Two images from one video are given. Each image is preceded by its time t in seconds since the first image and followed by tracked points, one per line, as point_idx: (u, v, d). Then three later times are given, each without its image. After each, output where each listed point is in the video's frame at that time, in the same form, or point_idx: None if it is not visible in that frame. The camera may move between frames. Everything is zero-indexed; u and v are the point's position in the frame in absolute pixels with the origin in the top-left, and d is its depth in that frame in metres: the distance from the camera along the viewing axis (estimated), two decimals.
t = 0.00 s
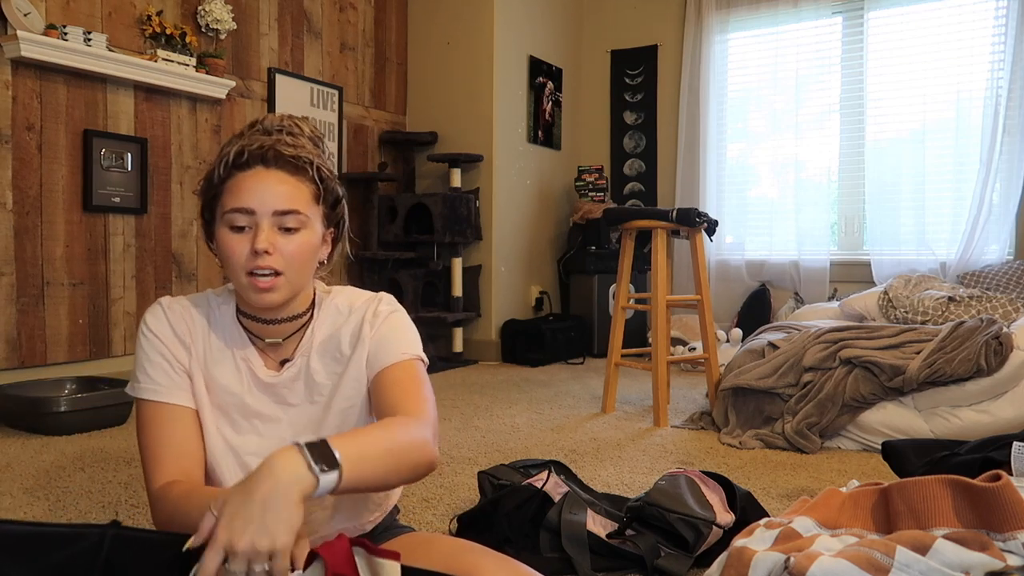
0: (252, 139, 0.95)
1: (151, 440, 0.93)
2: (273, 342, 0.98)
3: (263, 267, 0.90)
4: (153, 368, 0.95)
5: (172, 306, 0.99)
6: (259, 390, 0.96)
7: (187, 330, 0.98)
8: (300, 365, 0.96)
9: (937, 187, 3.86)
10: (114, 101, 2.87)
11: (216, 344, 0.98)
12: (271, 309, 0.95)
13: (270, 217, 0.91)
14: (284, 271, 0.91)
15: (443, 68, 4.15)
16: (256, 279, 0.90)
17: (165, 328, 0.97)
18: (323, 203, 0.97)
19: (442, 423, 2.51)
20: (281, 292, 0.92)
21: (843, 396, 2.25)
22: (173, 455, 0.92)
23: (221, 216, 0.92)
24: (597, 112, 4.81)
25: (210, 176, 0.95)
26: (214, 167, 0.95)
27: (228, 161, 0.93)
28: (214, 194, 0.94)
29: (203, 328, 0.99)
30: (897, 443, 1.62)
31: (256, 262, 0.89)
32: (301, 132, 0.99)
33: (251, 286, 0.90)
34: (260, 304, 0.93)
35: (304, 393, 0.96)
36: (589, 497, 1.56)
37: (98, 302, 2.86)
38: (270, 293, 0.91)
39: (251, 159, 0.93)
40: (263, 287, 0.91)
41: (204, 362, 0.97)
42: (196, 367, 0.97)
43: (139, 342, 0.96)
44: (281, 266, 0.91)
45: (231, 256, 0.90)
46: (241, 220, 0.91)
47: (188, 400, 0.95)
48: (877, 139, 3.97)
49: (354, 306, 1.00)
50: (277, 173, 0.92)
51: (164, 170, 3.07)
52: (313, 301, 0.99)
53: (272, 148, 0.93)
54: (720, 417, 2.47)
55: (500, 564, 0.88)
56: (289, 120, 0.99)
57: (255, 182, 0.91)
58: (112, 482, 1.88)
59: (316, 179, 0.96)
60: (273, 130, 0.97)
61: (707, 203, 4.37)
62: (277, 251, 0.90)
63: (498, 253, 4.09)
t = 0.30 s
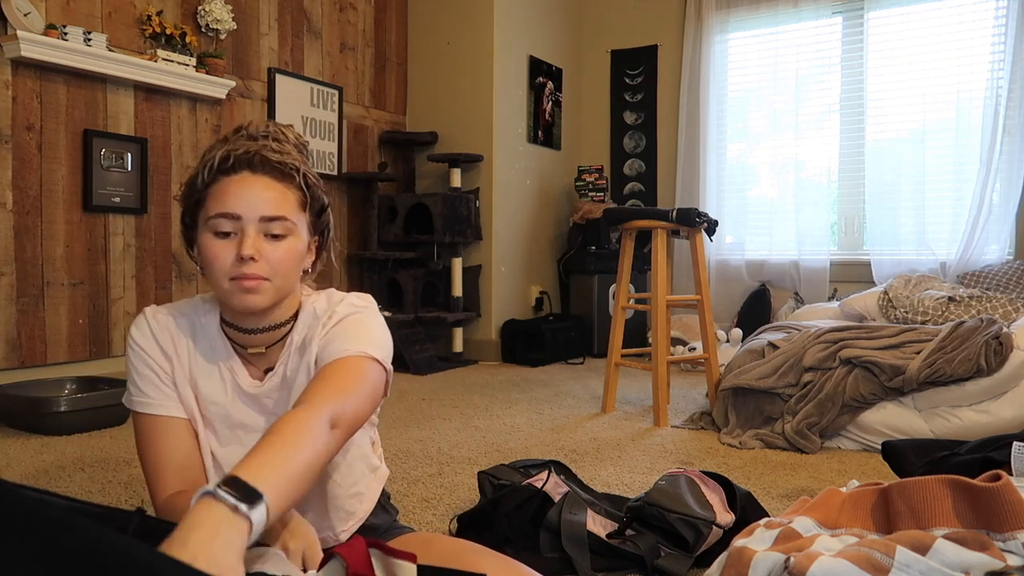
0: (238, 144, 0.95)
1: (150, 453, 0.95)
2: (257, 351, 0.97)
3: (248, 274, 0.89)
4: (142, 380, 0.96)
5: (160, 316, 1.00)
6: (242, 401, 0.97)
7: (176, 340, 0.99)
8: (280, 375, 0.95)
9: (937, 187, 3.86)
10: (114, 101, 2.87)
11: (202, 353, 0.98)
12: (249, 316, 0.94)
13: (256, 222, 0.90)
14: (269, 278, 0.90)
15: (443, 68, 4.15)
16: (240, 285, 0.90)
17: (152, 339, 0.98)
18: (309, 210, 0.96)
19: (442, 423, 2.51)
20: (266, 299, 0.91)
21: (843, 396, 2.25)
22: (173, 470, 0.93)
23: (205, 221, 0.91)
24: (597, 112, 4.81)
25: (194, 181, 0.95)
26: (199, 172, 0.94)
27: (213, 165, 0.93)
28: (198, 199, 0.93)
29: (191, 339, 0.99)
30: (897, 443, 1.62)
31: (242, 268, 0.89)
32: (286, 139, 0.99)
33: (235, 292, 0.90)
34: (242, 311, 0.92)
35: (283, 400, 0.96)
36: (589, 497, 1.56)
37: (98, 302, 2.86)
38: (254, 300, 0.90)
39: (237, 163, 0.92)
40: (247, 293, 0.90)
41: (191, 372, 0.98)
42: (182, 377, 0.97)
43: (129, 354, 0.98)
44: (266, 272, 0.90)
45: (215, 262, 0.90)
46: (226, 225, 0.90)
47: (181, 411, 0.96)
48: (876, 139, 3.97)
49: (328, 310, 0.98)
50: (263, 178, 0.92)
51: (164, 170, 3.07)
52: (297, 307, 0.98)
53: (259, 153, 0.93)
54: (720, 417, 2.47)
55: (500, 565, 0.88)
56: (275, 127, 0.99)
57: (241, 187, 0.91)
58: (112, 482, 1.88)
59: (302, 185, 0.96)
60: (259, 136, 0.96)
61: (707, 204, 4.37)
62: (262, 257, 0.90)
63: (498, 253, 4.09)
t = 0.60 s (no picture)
0: (219, 148, 0.94)
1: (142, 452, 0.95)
2: (249, 356, 0.97)
3: (233, 282, 0.89)
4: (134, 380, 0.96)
5: (154, 319, 1.00)
6: (235, 404, 0.96)
7: (168, 343, 0.98)
8: (275, 380, 0.95)
9: (937, 187, 3.86)
10: (114, 101, 2.87)
11: (196, 357, 0.98)
12: (240, 324, 0.94)
13: (239, 230, 0.89)
14: (256, 284, 0.90)
15: (443, 68, 4.16)
16: (227, 293, 0.89)
17: (146, 340, 0.98)
18: (295, 213, 0.96)
19: (442, 423, 2.51)
20: (252, 306, 0.91)
21: (843, 396, 2.25)
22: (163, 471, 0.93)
23: (189, 231, 0.90)
24: (597, 112, 4.81)
25: (176, 189, 0.94)
26: (180, 180, 0.94)
27: (194, 173, 0.92)
28: (180, 208, 0.93)
29: (185, 342, 0.98)
30: (897, 443, 1.62)
31: (227, 276, 0.88)
32: (269, 139, 0.98)
33: (222, 301, 0.89)
34: (231, 318, 0.92)
35: (277, 405, 0.95)
36: (589, 497, 1.56)
37: (98, 302, 2.87)
38: (242, 306, 0.90)
39: (218, 170, 0.92)
40: (235, 301, 0.90)
41: (184, 375, 0.97)
42: (174, 379, 0.97)
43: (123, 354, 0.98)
44: (253, 279, 0.90)
45: (201, 271, 0.89)
46: (210, 234, 0.89)
47: (173, 411, 0.95)
48: (876, 139, 3.97)
49: (328, 318, 0.98)
50: (245, 183, 0.91)
51: (165, 170, 3.07)
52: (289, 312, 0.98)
53: (240, 158, 0.92)
54: (720, 417, 2.47)
55: (502, 568, 0.87)
56: (257, 127, 0.98)
57: (222, 195, 0.90)
58: (112, 482, 1.88)
59: (286, 187, 0.95)
60: (240, 138, 0.95)
61: (706, 203, 4.37)
62: (247, 265, 0.89)
63: (498, 252, 4.09)
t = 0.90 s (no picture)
0: (245, 138, 0.93)
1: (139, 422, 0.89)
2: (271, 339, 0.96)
3: (265, 265, 0.90)
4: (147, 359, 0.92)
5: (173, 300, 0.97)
6: (257, 386, 0.95)
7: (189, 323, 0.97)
8: (298, 361, 0.95)
9: (937, 187, 3.86)
10: (114, 101, 2.87)
11: (217, 337, 0.96)
12: (265, 304, 0.94)
13: (271, 216, 0.90)
14: (286, 267, 0.91)
15: (443, 68, 4.16)
16: (257, 277, 0.90)
17: (165, 320, 0.96)
18: (319, 200, 0.96)
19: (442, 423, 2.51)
20: (282, 288, 0.91)
21: (843, 396, 2.25)
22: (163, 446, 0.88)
23: (219, 216, 0.90)
24: (597, 112, 4.81)
25: (203, 175, 0.93)
26: (208, 165, 0.93)
27: (223, 160, 0.92)
28: (208, 193, 0.92)
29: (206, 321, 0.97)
30: (897, 443, 1.62)
31: (260, 260, 0.89)
32: (291, 128, 0.98)
33: (252, 284, 0.90)
34: (259, 299, 0.92)
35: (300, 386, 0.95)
36: (589, 497, 1.56)
37: (98, 302, 2.87)
38: (272, 287, 0.91)
39: (247, 158, 0.91)
40: (265, 283, 0.90)
41: (202, 356, 0.96)
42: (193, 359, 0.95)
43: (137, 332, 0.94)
44: (283, 262, 0.90)
45: (232, 255, 0.90)
46: (241, 219, 0.89)
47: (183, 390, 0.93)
48: (877, 139, 3.97)
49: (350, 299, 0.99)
50: (274, 172, 0.91)
51: (165, 170, 3.07)
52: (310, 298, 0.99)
53: (269, 147, 0.92)
54: (720, 417, 2.47)
55: (502, 565, 0.87)
56: (280, 116, 0.98)
57: (252, 181, 0.90)
58: (112, 482, 1.88)
59: (309, 176, 0.95)
60: (266, 127, 0.95)
61: (707, 203, 4.38)
62: (279, 250, 0.90)
63: (498, 253, 4.09)
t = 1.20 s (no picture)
0: (246, 149, 0.95)
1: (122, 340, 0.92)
2: (293, 313, 1.02)
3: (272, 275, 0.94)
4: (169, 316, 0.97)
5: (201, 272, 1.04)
6: (278, 354, 0.99)
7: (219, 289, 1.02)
8: (321, 336, 1.01)
9: (937, 186, 3.86)
10: (114, 101, 2.87)
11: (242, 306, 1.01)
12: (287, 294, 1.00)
13: (270, 228, 0.92)
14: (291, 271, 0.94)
15: (443, 68, 4.15)
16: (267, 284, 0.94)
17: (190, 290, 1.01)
18: (319, 202, 0.97)
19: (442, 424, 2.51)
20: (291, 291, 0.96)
21: (843, 396, 2.25)
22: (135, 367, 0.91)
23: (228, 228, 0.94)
24: (597, 112, 4.81)
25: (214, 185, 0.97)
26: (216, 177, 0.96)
27: (225, 174, 0.94)
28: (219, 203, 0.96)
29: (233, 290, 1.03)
30: (897, 443, 1.62)
31: (266, 268, 0.93)
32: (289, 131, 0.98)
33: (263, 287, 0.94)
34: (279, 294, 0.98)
35: (323, 356, 1.00)
36: (589, 497, 1.56)
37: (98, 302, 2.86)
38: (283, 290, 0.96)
39: (244, 171, 0.93)
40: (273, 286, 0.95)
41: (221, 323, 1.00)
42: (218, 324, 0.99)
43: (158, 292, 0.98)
44: (288, 268, 0.94)
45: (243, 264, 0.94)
46: (246, 231, 0.93)
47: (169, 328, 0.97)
48: (876, 139, 3.97)
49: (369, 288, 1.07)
50: (271, 183, 0.93)
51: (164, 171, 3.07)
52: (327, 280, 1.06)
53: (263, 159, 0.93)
54: (720, 417, 2.47)
55: (504, 558, 0.94)
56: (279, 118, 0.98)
57: (251, 195, 0.92)
58: (112, 482, 1.88)
59: (308, 179, 0.96)
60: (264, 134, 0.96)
61: (707, 203, 4.37)
62: (281, 258, 0.93)
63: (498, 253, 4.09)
